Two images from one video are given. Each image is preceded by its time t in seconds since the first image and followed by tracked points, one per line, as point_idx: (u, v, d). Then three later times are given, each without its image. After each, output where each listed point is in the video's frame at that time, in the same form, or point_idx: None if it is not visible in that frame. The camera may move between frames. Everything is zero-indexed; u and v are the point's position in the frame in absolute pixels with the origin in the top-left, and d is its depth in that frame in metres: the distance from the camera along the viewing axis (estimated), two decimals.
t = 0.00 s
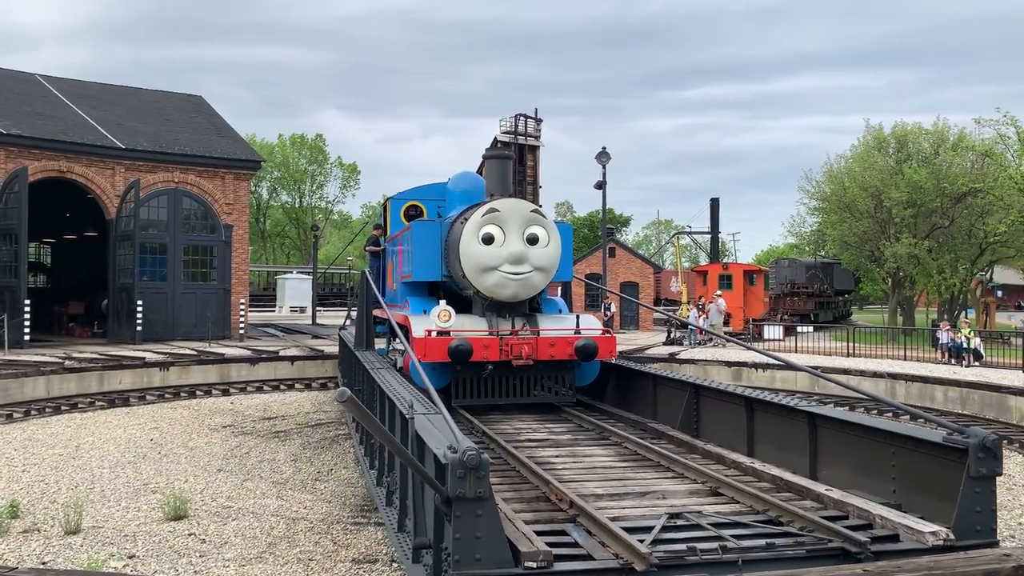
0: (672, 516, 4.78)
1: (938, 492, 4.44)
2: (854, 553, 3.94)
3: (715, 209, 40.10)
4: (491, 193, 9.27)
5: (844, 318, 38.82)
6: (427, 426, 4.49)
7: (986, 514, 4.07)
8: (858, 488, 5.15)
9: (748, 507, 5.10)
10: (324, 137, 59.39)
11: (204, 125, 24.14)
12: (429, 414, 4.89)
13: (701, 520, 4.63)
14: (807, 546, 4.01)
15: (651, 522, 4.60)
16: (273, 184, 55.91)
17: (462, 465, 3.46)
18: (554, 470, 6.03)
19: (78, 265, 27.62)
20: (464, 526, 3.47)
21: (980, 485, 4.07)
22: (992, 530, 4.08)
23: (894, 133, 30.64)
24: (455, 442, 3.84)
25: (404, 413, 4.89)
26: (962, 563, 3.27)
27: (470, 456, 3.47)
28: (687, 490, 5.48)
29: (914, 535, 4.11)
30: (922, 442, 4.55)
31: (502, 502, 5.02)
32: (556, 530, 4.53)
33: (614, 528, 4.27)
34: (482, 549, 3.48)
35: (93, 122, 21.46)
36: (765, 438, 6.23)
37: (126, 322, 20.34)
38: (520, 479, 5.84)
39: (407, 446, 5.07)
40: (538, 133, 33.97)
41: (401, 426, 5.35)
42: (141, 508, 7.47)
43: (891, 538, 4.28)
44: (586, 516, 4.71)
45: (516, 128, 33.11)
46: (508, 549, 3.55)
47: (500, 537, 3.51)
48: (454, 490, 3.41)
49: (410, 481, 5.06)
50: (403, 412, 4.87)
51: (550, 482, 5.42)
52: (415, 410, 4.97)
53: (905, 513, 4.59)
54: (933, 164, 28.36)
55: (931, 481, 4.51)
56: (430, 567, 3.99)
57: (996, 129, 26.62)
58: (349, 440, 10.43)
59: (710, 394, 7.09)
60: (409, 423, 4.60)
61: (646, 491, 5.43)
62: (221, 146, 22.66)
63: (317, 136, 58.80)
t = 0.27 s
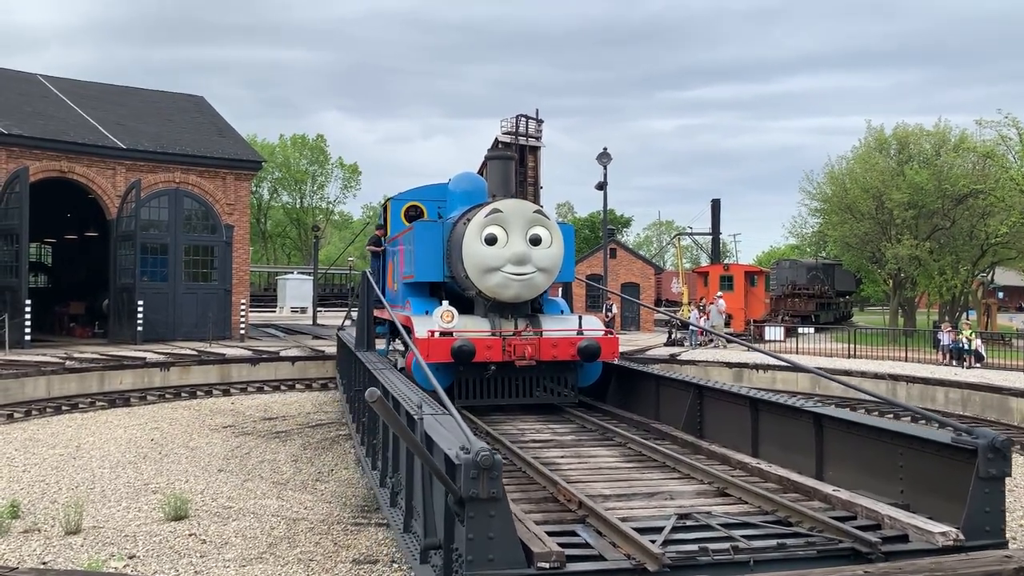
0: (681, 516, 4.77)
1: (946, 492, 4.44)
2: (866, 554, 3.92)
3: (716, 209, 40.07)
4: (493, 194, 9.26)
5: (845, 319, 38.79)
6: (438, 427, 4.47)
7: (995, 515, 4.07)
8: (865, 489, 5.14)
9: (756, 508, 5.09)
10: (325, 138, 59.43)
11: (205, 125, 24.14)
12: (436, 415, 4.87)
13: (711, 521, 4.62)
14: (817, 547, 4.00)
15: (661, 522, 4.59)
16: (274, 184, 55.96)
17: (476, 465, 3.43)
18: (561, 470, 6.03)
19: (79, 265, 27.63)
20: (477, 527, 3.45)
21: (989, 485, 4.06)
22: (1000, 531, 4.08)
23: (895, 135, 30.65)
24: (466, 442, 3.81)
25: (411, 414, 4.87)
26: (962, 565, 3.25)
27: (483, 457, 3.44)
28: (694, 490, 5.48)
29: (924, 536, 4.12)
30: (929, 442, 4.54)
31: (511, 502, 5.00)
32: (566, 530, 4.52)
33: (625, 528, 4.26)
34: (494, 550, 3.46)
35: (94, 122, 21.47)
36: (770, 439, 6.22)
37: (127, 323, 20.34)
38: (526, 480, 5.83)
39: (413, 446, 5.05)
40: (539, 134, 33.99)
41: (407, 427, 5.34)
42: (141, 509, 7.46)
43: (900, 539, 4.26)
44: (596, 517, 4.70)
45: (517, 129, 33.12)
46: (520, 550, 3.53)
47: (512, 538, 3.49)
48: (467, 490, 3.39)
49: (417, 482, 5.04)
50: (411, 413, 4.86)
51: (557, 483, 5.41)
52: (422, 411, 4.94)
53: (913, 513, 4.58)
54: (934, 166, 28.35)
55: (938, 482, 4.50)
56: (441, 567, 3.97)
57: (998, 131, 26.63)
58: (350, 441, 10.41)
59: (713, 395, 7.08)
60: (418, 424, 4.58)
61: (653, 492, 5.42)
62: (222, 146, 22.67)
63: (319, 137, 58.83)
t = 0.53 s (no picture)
0: (690, 515, 4.78)
1: (954, 492, 4.44)
2: (875, 553, 3.94)
3: (717, 209, 40.00)
4: (495, 193, 9.25)
5: (845, 319, 38.79)
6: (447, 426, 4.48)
7: (1003, 514, 4.07)
8: (871, 488, 5.14)
9: (764, 507, 5.09)
10: (325, 137, 59.44)
11: (206, 124, 24.14)
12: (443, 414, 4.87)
13: (719, 520, 4.62)
14: (827, 546, 4.01)
15: (670, 521, 4.60)
16: (274, 183, 55.97)
17: (490, 463, 3.45)
18: (566, 470, 6.03)
19: (79, 264, 27.63)
20: (489, 526, 3.45)
21: (997, 485, 4.06)
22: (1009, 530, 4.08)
23: (896, 135, 30.65)
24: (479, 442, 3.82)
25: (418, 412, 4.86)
26: (962, 564, 3.24)
27: (497, 456, 3.45)
28: (700, 490, 5.48)
29: (933, 535, 4.13)
30: (936, 442, 4.54)
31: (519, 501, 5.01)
32: (575, 530, 4.52)
33: (635, 527, 4.26)
34: (506, 549, 3.46)
35: (94, 121, 21.47)
36: (774, 439, 6.22)
37: (127, 321, 20.34)
38: (533, 479, 5.83)
39: (419, 445, 5.06)
40: (540, 134, 33.99)
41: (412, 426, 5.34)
42: (141, 508, 7.46)
43: (909, 538, 4.27)
44: (604, 515, 4.70)
45: (517, 128, 33.13)
46: (532, 549, 3.53)
47: (525, 537, 3.49)
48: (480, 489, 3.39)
49: (423, 481, 5.04)
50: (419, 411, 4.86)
51: (565, 482, 5.42)
52: (428, 409, 4.94)
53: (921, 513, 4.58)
54: (935, 166, 28.33)
55: (945, 481, 4.50)
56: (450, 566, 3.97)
57: (998, 131, 26.64)
58: (350, 440, 10.42)
59: (716, 394, 7.08)
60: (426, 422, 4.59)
61: (660, 491, 5.42)
62: (223, 145, 22.66)
63: (319, 136, 58.83)
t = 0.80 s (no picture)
0: (697, 514, 4.79)
1: (959, 490, 4.45)
2: (882, 551, 3.96)
3: (716, 209, 39.94)
4: (496, 192, 9.27)
5: (845, 318, 38.80)
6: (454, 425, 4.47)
7: (1009, 512, 4.07)
8: (877, 486, 5.16)
9: (770, 505, 5.11)
10: (325, 136, 59.43)
11: (205, 122, 24.13)
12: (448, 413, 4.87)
13: (726, 518, 4.63)
14: (835, 544, 4.02)
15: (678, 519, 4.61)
16: (274, 182, 55.98)
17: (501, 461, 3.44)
18: (572, 468, 6.04)
19: (78, 262, 27.62)
20: (501, 524, 3.44)
21: (1003, 483, 4.07)
22: (1015, 528, 4.09)
23: (896, 134, 30.67)
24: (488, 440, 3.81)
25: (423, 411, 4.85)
26: (959, 564, 3.25)
27: (508, 455, 3.45)
28: (706, 488, 5.49)
29: (940, 533, 4.15)
30: (942, 440, 4.56)
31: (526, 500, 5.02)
32: (584, 528, 4.53)
33: (645, 525, 4.27)
34: (518, 548, 3.45)
35: (93, 119, 21.46)
36: (777, 438, 6.24)
37: (127, 319, 20.33)
38: (538, 478, 5.84)
39: (424, 444, 5.06)
40: (539, 133, 34.02)
41: (416, 425, 5.34)
42: (140, 506, 7.48)
43: (916, 536, 4.28)
44: (612, 514, 4.71)
45: (517, 127, 33.13)
46: (543, 547, 3.53)
47: (537, 536, 3.49)
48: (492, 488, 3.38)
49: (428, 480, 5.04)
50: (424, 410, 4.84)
51: (571, 480, 5.43)
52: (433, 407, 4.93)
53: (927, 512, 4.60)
54: (934, 165, 28.34)
55: (951, 479, 4.51)
56: (459, 565, 3.98)
57: (997, 131, 26.66)
58: (349, 439, 10.42)
59: (718, 393, 7.09)
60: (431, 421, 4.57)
61: (666, 490, 5.43)
62: (223, 143, 22.65)
63: (319, 135, 58.83)
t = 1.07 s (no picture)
0: (704, 514, 4.80)
1: (966, 490, 4.47)
2: (891, 551, 3.95)
3: (715, 210, 39.97)
4: (496, 193, 9.27)
5: (843, 319, 38.83)
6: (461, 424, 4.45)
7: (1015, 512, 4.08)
8: (881, 487, 5.17)
9: (775, 506, 5.11)
10: (323, 136, 59.39)
11: (204, 122, 24.12)
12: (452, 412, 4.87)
13: (733, 518, 4.64)
14: (844, 544, 4.02)
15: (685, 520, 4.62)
16: (273, 182, 55.97)
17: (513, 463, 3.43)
18: (575, 468, 6.04)
19: (77, 262, 27.60)
20: (512, 525, 3.44)
21: (1010, 484, 4.07)
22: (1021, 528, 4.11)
23: (894, 135, 30.71)
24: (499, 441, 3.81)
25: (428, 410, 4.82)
26: (958, 564, 3.24)
27: (519, 455, 3.44)
28: (710, 488, 5.50)
29: (946, 534, 4.14)
30: (949, 441, 4.58)
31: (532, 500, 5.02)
32: (592, 528, 4.53)
33: (653, 525, 4.28)
34: (529, 548, 3.44)
35: (92, 118, 21.45)
36: (779, 438, 6.24)
37: (125, 319, 20.31)
38: (542, 479, 5.84)
39: (427, 444, 5.06)
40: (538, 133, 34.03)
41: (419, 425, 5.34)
42: (139, 505, 7.48)
43: (922, 537, 4.28)
44: (619, 514, 4.71)
45: (516, 127, 33.14)
46: (554, 547, 3.52)
47: (547, 536, 3.49)
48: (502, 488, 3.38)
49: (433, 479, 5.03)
50: (430, 409, 4.83)
51: (576, 480, 5.43)
52: (437, 406, 4.91)
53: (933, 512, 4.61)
54: (933, 166, 28.38)
55: (957, 479, 4.53)
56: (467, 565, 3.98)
57: (996, 132, 26.70)
58: (348, 439, 10.42)
59: (720, 393, 7.10)
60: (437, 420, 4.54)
61: (670, 490, 5.44)
62: (221, 143, 22.64)
63: (317, 135, 58.81)
